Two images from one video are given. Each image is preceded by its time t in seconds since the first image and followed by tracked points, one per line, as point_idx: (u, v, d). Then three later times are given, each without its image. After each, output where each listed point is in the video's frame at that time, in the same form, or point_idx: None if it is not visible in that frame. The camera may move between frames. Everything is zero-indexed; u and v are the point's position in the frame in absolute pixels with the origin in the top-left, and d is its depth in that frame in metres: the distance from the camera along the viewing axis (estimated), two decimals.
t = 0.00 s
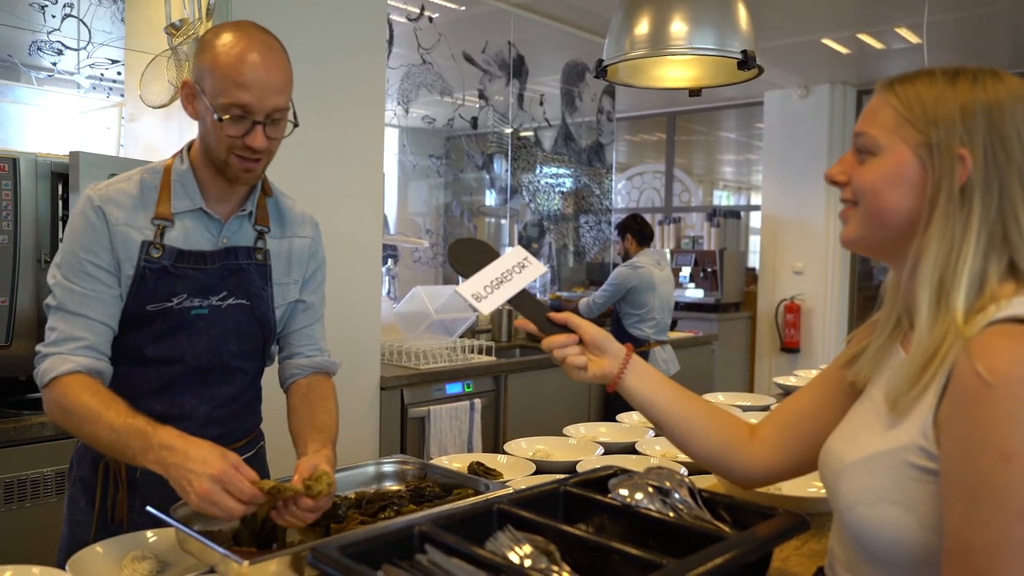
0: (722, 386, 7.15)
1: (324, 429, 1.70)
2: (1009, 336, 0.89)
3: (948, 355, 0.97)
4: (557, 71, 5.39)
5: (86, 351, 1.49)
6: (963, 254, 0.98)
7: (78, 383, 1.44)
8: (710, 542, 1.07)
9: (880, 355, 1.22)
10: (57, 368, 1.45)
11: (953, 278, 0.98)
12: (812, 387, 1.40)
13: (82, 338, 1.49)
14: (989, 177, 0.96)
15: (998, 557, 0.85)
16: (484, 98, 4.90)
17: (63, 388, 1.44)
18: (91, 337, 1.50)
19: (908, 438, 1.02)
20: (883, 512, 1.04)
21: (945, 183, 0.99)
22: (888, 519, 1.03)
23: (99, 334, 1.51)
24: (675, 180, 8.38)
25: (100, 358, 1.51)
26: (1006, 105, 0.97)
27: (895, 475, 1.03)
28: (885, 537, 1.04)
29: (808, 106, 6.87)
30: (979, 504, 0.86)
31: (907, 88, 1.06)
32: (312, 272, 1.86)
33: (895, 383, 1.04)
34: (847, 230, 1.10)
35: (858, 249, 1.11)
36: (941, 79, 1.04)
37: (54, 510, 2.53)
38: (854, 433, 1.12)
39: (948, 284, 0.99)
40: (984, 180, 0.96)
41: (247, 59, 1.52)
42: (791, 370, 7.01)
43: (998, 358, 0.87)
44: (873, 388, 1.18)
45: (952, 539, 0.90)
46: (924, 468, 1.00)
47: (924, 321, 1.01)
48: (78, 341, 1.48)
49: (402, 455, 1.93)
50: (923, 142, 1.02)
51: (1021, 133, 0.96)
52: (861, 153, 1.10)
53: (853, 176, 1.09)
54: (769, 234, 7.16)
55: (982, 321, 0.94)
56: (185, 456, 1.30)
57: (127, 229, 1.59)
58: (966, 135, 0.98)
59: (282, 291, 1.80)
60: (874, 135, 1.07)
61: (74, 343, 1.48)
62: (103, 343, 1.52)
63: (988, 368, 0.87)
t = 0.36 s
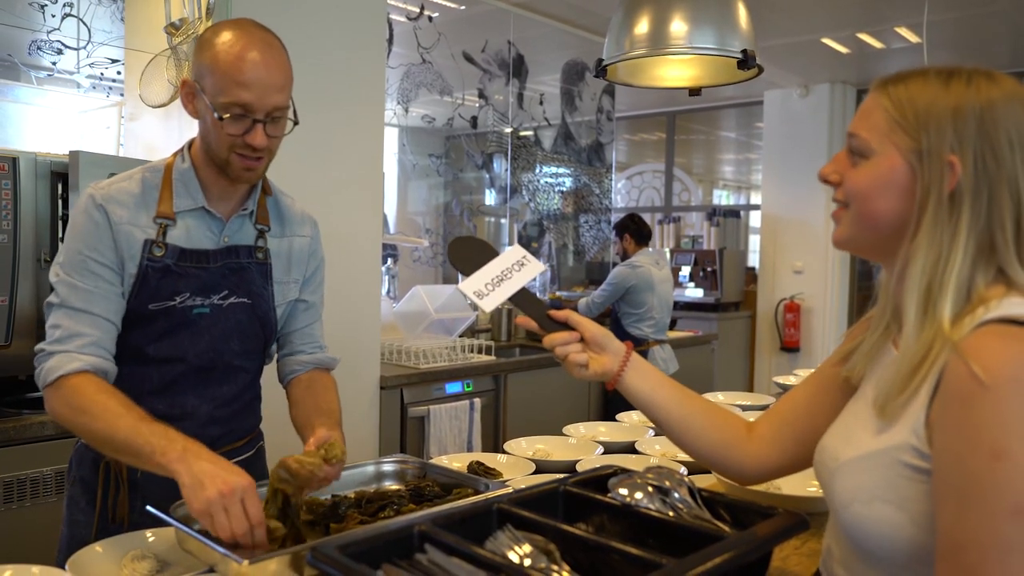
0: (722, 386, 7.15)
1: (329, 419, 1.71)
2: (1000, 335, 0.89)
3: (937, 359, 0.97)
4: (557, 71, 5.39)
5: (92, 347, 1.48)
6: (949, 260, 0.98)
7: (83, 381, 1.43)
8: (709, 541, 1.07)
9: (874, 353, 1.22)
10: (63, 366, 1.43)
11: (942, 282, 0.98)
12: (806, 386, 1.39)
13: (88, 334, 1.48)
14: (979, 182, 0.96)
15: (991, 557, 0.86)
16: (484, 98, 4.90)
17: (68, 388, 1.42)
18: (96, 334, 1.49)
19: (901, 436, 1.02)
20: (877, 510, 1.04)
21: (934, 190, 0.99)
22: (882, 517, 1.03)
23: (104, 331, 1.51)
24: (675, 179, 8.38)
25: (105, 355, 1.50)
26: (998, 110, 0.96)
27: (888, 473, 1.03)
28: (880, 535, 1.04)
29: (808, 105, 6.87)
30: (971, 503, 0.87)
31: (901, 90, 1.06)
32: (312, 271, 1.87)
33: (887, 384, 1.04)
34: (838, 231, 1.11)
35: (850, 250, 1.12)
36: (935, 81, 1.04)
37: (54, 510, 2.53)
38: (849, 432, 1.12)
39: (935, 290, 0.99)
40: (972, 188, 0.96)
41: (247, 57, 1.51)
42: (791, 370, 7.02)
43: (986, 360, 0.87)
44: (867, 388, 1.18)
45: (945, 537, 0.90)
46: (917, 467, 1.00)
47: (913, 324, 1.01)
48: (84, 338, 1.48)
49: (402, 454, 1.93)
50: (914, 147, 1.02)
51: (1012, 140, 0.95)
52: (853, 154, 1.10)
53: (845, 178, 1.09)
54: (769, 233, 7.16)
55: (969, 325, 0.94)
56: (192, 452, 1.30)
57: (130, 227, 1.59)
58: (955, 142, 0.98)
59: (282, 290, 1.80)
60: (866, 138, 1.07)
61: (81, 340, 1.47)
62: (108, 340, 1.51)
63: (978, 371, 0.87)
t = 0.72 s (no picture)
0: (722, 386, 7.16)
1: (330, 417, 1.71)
2: (996, 332, 0.89)
3: (931, 356, 0.97)
4: (557, 70, 5.39)
5: (85, 355, 1.49)
6: (944, 258, 0.99)
7: (76, 388, 1.44)
8: (709, 541, 1.07)
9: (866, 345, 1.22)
10: (53, 373, 1.45)
11: (937, 280, 0.99)
12: (798, 378, 1.39)
13: (80, 341, 1.49)
14: (975, 182, 0.96)
15: (986, 550, 0.86)
16: (484, 97, 4.90)
17: (61, 394, 1.44)
18: (90, 341, 1.50)
19: (894, 430, 1.02)
20: (868, 503, 1.04)
21: (932, 190, 0.99)
22: (873, 510, 1.03)
23: (97, 337, 1.51)
24: (675, 178, 8.38)
25: (98, 361, 1.50)
26: (995, 110, 0.97)
27: (880, 467, 1.03)
28: (870, 528, 1.04)
29: (808, 105, 6.87)
30: (968, 497, 0.87)
31: (898, 86, 1.06)
32: (311, 268, 1.87)
33: (879, 380, 1.04)
34: (834, 227, 1.11)
35: (845, 245, 1.12)
36: (933, 79, 1.03)
37: (54, 510, 2.53)
38: (841, 426, 1.12)
39: (930, 288, 1.00)
40: (969, 187, 0.97)
41: (244, 57, 1.51)
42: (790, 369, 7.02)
43: (983, 356, 0.88)
44: (856, 383, 1.18)
45: (940, 532, 0.90)
46: (910, 461, 1.00)
47: (907, 320, 1.01)
48: (77, 345, 1.48)
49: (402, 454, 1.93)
50: (912, 147, 1.02)
51: (1008, 140, 0.96)
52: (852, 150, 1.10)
53: (842, 175, 1.09)
54: (768, 233, 7.17)
55: (964, 321, 0.95)
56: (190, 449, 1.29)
57: (129, 229, 1.58)
58: (952, 142, 0.98)
59: (282, 288, 1.80)
60: (863, 136, 1.07)
61: (74, 347, 1.48)
62: (101, 346, 1.51)
63: (976, 366, 0.88)
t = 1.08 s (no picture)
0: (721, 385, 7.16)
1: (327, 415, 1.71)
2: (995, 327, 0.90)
3: (930, 355, 0.98)
4: (557, 70, 5.39)
5: (74, 354, 1.48)
6: (944, 259, 0.99)
7: (60, 386, 1.43)
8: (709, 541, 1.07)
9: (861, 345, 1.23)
10: (40, 372, 1.45)
11: (939, 280, 0.99)
12: (795, 379, 1.40)
13: (70, 341, 1.49)
14: (978, 183, 0.97)
15: (988, 544, 0.86)
16: (483, 97, 4.89)
17: (45, 392, 1.43)
18: (79, 341, 1.49)
19: (894, 426, 1.02)
20: (867, 499, 1.04)
21: (937, 191, 0.98)
22: (872, 506, 1.03)
23: (88, 338, 1.51)
24: (674, 178, 8.38)
25: (87, 362, 1.50)
26: (994, 111, 0.97)
27: (878, 463, 1.03)
28: (869, 525, 1.04)
29: (807, 105, 6.88)
30: (969, 491, 0.87)
31: (898, 87, 1.05)
32: (309, 267, 1.87)
33: (877, 378, 1.04)
34: (833, 231, 1.09)
35: (844, 249, 1.10)
36: (932, 81, 1.03)
37: (53, 510, 2.53)
38: (838, 424, 1.12)
39: (932, 289, 1.00)
40: (971, 188, 0.97)
41: (234, 55, 1.51)
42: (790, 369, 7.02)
43: (981, 351, 0.89)
44: (851, 381, 1.18)
45: (941, 527, 0.90)
46: (910, 457, 1.00)
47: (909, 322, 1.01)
48: (66, 344, 1.48)
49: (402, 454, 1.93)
50: (915, 149, 1.00)
51: (1007, 141, 0.97)
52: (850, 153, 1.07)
53: (841, 179, 1.07)
54: (768, 233, 7.17)
55: (962, 317, 0.96)
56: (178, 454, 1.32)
57: (125, 228, 1.58)
58: (953, 144, 0.98)
59: (280, 287, 1.80)
60: (864, 139, 1.05)
61: (62, 346, 1.48)
62: (91, 347, 1.51)
63: (974, 361, 0.89)
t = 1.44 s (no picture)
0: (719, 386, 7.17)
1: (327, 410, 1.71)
2: (982, 325, 0.92)
3: (918, 354, 0.98)
4: (555, 70, 5.39)
5: (72, 347, 1.47)
6: (935, 259, 1.00)
7: (61, 374, 1.42)
8: (707, 540, 1.07)
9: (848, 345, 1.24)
10: (42, 364, 1.44)
11: (931, 281, 1.00)
12: (787, 383, 1.41)
13: (69, 335, 1.47)
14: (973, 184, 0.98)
15: (984, 541, 0.87)
16: (481, 97, 4.90)
17: (48, 381, 1.42)
18: (77, 335, 1.48)
19: (886, 425, 1.02)
20: (862, 498, 1.04)
21: (932, 192, 0.98)
22: (866, 505, 1.03)
23: (88, 331, 1.50)
24: (672, 178, 8.39)
25: (89, 354, 1.49)
26: (987, 110, 0.98)
27: (870, 462, 1.03)
28: (863, 525, 1.05)
29: (805, 105, 6.88)
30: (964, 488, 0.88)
31: (893, 87, 1.04)
32: (307, 265, 1.87)
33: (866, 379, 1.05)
34: (826, 230, 1.07)
35: (835, 248, 1.09)
36: (925, 80, 1.03)
37: (50, 510, 2.53)
38: (829, 425, 1.12)
39: (922, 290, 1.00)
40: (964, 189, 0.98)
41: (231, 52, 1.52)
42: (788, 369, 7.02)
43: (972, 351, 0.90)
44: (839, 382, 1.19)
45: (938, 523, 0.91)
46: (904, 456, 1.00)
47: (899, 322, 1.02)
48: (65, 338, 1.47)
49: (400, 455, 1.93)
50: (911, 150, 1.00)
51: (998, 141, 0.98)
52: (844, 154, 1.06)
53: (836, 179, 1.05)
54: (766, 233, 7.18)
55: (950, 316, 0.96)
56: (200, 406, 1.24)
57: (123, 224, 1.58)
58: (944, 145, 0.98)
59: (278, 284, 1.79)
60: (858, 139, 1.04)
61: (60, 340, 1.47)
62: (92, 341, 1.51)
63: (966, 360, 0.90)
